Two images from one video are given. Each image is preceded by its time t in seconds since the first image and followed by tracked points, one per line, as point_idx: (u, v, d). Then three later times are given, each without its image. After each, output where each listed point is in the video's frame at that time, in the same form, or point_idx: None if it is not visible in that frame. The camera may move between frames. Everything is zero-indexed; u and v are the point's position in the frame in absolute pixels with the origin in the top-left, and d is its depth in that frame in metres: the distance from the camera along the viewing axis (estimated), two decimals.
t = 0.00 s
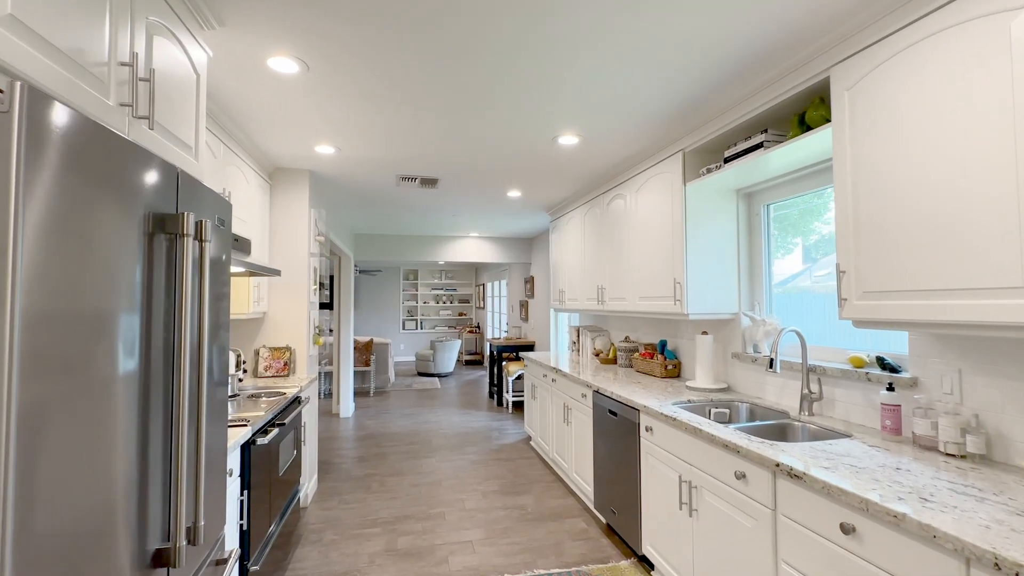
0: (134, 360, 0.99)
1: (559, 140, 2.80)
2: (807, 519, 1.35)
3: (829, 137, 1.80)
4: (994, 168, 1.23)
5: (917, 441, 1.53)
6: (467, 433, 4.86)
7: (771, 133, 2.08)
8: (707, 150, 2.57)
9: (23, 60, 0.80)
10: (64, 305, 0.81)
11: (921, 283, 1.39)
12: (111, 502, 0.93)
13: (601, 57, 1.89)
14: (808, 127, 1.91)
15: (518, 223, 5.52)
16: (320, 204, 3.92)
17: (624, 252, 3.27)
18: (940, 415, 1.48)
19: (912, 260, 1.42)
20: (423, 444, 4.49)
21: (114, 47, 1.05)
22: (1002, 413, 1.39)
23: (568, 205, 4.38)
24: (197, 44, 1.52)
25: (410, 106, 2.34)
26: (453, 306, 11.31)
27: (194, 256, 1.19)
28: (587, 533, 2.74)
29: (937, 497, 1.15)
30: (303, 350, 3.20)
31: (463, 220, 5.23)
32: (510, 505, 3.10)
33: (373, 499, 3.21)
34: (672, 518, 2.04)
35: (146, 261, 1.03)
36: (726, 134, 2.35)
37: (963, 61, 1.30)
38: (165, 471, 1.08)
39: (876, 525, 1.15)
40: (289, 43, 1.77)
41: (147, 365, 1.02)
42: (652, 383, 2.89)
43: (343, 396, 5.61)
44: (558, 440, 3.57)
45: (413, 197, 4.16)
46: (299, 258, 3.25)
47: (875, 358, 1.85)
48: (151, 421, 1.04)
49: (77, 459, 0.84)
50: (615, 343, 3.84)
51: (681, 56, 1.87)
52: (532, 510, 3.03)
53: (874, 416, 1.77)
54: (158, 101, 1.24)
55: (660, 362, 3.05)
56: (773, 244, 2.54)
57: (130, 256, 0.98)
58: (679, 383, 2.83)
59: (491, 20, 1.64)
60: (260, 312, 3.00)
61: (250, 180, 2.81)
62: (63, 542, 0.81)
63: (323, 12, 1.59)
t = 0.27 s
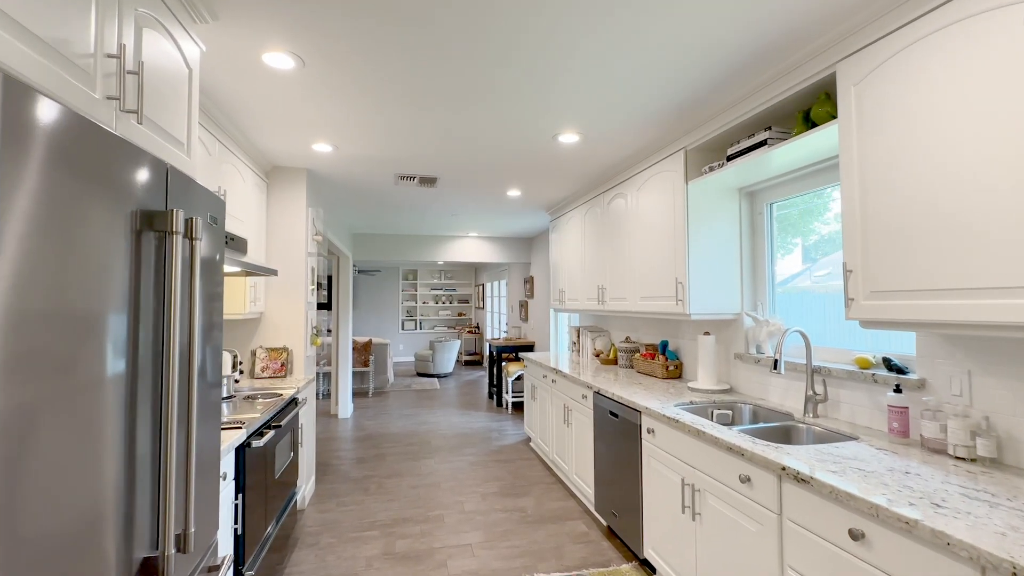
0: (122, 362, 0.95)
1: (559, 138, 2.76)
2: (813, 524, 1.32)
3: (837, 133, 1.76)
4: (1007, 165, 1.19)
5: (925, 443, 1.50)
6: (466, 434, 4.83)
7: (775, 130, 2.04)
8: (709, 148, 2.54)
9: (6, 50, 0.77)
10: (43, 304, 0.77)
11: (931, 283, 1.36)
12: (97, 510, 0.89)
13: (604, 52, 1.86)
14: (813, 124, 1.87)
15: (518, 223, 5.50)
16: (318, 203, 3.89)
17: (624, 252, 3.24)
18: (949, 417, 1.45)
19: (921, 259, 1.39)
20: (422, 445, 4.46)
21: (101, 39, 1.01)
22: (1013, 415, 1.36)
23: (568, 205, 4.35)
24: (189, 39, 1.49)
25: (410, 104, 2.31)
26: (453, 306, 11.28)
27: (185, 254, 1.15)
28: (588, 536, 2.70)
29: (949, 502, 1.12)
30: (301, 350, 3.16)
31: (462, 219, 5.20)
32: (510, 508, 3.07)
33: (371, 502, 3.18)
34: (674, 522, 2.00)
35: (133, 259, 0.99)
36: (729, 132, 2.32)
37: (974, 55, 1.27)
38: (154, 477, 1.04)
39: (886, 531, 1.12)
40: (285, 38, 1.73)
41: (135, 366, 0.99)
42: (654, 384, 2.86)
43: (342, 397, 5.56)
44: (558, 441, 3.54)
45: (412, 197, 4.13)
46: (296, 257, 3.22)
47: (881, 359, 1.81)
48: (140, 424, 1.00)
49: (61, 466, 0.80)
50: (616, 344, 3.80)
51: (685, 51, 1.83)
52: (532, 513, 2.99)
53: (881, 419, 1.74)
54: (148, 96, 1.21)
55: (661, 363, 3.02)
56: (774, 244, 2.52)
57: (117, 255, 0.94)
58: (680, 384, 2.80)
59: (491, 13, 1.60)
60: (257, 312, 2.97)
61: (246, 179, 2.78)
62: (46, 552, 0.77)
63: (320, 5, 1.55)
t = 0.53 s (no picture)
0: (108, 365, 0.92)
1: (560, 136, 2.73)
2: (821, 530, 1.29)
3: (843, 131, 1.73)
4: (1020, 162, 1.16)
5: (934, 447, 1.47)
6: (466, 435, 4.80)
7: (779, 128, 2.01)
8: (712, 147, 2.50)
9: None
10: (24, 305, 0.73)
11: (942, 283, 1.32)
12: (83, 520, 0.86)
13: (605, 49, 1.82)
14: (819, 121, 1.84)
15: (518, 223, 5.47)
16: (316, 202, 3.86)
17: (625, 252, 3.21)
18: (958, 420, 1.42)
19: (930, 259, 1.36)
20: (421, 447, 4.42)
21: (86, 29, 0.98)
22: None
23: (568, 204, 4.32)
24: (182, 34, 1.46)
25: (408, 102, 2.28)
26: (452, 306, 11.26)
27: (175, 254, 1.12)
28: (589, 539, 2.67)
29: (963, 509, 1.09)
30: (298, 351, 3.13)
31: (461, 219, 5.17)
32: (510, 510, 3.04)
33: (369, 504, 3.14)
34: (676, 527, 1.97)
35: (120, 258, 0.95)
36: (731, 130, 2.29)
37: (986, 49, 1.23)
38: (143, 483, 1.01)
39: (898, 538, 1.09)
40: (280, 33, 1.69)
41: (122, 371, 0.95)
42: (655, 385, 2.83)
43: (341, 398, 5.53)
44: (558, 443, 3.50)
45: (410, 196, 4.10)
46: (293, 257, 3.18)
47: (888, 360, 1.78)
48: (127, 430, 0.97)
49: (43, 474, 0.77)
50: (616, 345, 3.77)
51: (688, 48, 1.80)
52: (532, 516, 2.96)
53: (888, 421, 1.71)
54: (137, 91, 1.18)
55: (662, 364, 2.99)
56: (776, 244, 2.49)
57: (102, 253, 0.91)
58: (682, 385, 2.77)
59: (491, 8, 1.57)
60: (254, 312, 2.93)
61: (242, 177, 2.74)
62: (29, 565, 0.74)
63: None
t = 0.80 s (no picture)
0: (93, 368, 0.88)
1: (560, 135, 2.69)
2: (828, 536, 1.26)
3: (847, 128, 1.70)
4: None
5: (943, 450, 1.44)
6: (465, 437, 4.76)
7: (782, 126, 1.98)
8: (714, 145, 2.47)
9: None
10: (5, 306, 0.70)
11: (951, 283, 1.29)
12: (65, 531, 0.82)
13: (607, 47, 1.80)
14: (824, 119, 1.81)
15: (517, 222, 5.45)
16: (313, 202, 3.82)
17: (626, 252, 3.18)
18: (967, 423, 1.39)
19: (940, 258, 1.32)
20: (420, 448, 4.39)
21: (70, 20, 0.94)
22: None
23: (568, 203, 4.28)
24: (174, 29, 1.42)
25: (406, 100, 2.25)
26: (451, 306, 11.23)
27: (164, 253, 1.08)
28: (589, 542, 2.64)
29: (976, 515, 1.06)
30: (295, 353, 3.10)
31: (460, 219, 5.14)
32: (510, 513, 3.01)
33: (367, 507, 3.11)
34: (679, 530, 1.94)
35: (106, 257, 0.92)
36: (734, 128, 2.26)
37: (997, 43, 1.20)
38: (130, 491, 0.97)
39: (909, 547, 1.06)
40: (273, 27, 1.65)
41: (107, 375, 0.91)
42: (656, 386, 2.80)
43: (339, 399, 5.49)
44: (558, 444, 3.47)
45: (409, 196, 4.07)
46: (290, 257, 3.15)
47: (894, 362, 1.75)
48: (113, 436, 0.93)
49: (23, 483, 0.73)
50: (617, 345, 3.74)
51: (692, 44, 1.76)
52: (532, 518, 2.93)
53: (893, 424, 1.68)
54: (125, 85, 1.14)
55: (663, 365, 2.96)
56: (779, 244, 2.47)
57: (88, 252, 0.87)
58: (683, 387, 2.74)
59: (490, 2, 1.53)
60: (250, 313, 2.90)
61: (238, 176, 2.71)
62: None
63: None
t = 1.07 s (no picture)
0: (74, 371, 0.84)
1: (560, 133, 2.66)
2: (837, 543, 1.22)
3: (853, 125, 1.68)
4: None
5: (953, 454, 1.40)
6: (464, 437, 4.73)
7: (787, 122, 1.95)
8: (716, 142, 2.44)
9: None
10: None
11: (962, 283, 1.26)
12: (45, 542, 0.78)
13: (608, 42, 1.76)
14: (831, 115, 1.77)
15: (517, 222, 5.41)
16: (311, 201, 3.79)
17: (626, 251, 3.15)
18: (979, 426, 1.36)
19: (951, 257, 1.29)
20: (418, 449, 4.35)
21: (51, 6, 0.90)
22: None
23: (568, 202, 4.24)
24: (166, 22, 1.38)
25: (403, 97, 2.21)
26: (451, 306, 11.19)
27: (150, 251, 1.04)
28: (590, 545, 2.61)
29: (993, 523, 1.02)
30: (292, 353, 3.06)
31: (459, 218, 5.10)
32: (509, 515, 2.97)
33: (365, 509, 3.08)
34: (681, 534, 1.91)
35: (88, 255, 0.88)
36: (736, 125, 2.22)
37: (1010, 35, 1.17)
38: (115, 498, 0.94)
39: (923, 555, 1.02)
40: (265, 19, 1.61)
41: (89, 379, 0.87)
42: (657, 387, 2.76)
43: (337, 399, 5.45)
44: (558, 445, 3.44)
45: (407, 194, 4.04)
46: (287, 257, 3.11)
47: (901, 363, 1.72)
48: (97, 442, 0.89)
49: None
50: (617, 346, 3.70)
51: (695, 39, 1.73)
52: (532, 521, 2.90)
53: (901, 426, 1.65)
54: (111, 77, 1.10)
55: (665, 366, 2.92)
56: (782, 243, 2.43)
57: (68, 250, 0.83)
58: (685, 387, 2.70)
59: None
60: (246, 313, 2.86)
61: (234, 175, 2.68)
62: None
63: None
